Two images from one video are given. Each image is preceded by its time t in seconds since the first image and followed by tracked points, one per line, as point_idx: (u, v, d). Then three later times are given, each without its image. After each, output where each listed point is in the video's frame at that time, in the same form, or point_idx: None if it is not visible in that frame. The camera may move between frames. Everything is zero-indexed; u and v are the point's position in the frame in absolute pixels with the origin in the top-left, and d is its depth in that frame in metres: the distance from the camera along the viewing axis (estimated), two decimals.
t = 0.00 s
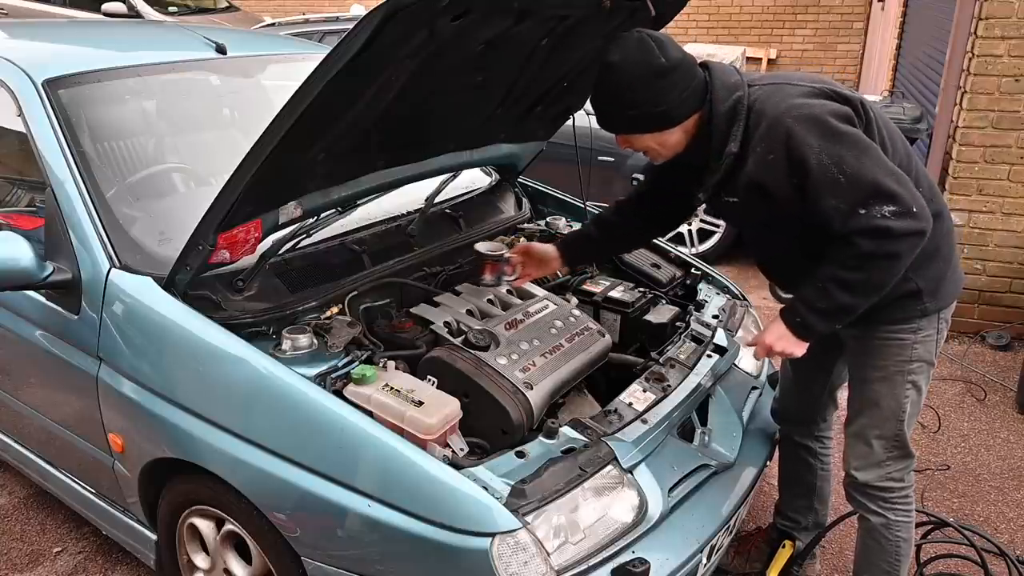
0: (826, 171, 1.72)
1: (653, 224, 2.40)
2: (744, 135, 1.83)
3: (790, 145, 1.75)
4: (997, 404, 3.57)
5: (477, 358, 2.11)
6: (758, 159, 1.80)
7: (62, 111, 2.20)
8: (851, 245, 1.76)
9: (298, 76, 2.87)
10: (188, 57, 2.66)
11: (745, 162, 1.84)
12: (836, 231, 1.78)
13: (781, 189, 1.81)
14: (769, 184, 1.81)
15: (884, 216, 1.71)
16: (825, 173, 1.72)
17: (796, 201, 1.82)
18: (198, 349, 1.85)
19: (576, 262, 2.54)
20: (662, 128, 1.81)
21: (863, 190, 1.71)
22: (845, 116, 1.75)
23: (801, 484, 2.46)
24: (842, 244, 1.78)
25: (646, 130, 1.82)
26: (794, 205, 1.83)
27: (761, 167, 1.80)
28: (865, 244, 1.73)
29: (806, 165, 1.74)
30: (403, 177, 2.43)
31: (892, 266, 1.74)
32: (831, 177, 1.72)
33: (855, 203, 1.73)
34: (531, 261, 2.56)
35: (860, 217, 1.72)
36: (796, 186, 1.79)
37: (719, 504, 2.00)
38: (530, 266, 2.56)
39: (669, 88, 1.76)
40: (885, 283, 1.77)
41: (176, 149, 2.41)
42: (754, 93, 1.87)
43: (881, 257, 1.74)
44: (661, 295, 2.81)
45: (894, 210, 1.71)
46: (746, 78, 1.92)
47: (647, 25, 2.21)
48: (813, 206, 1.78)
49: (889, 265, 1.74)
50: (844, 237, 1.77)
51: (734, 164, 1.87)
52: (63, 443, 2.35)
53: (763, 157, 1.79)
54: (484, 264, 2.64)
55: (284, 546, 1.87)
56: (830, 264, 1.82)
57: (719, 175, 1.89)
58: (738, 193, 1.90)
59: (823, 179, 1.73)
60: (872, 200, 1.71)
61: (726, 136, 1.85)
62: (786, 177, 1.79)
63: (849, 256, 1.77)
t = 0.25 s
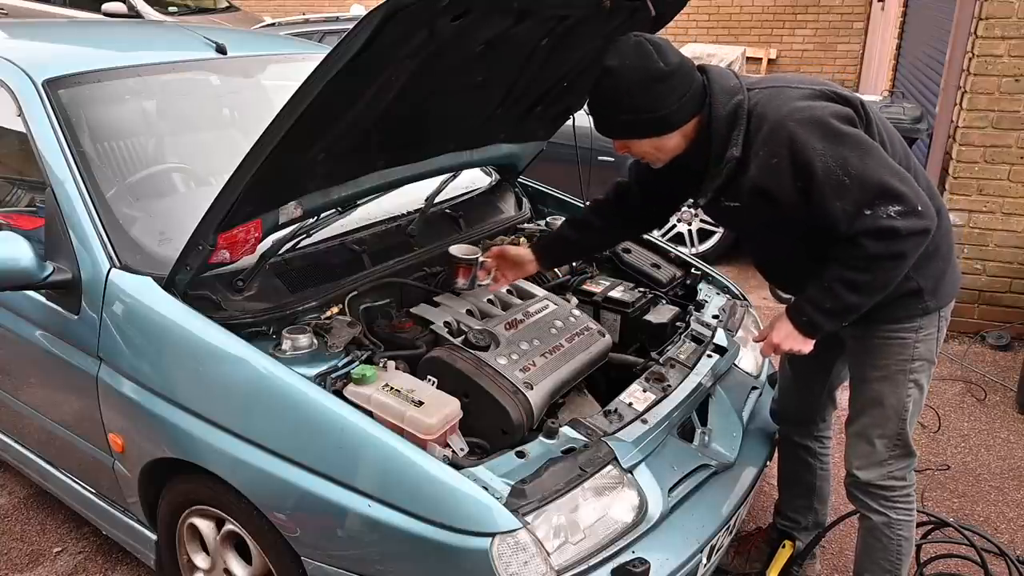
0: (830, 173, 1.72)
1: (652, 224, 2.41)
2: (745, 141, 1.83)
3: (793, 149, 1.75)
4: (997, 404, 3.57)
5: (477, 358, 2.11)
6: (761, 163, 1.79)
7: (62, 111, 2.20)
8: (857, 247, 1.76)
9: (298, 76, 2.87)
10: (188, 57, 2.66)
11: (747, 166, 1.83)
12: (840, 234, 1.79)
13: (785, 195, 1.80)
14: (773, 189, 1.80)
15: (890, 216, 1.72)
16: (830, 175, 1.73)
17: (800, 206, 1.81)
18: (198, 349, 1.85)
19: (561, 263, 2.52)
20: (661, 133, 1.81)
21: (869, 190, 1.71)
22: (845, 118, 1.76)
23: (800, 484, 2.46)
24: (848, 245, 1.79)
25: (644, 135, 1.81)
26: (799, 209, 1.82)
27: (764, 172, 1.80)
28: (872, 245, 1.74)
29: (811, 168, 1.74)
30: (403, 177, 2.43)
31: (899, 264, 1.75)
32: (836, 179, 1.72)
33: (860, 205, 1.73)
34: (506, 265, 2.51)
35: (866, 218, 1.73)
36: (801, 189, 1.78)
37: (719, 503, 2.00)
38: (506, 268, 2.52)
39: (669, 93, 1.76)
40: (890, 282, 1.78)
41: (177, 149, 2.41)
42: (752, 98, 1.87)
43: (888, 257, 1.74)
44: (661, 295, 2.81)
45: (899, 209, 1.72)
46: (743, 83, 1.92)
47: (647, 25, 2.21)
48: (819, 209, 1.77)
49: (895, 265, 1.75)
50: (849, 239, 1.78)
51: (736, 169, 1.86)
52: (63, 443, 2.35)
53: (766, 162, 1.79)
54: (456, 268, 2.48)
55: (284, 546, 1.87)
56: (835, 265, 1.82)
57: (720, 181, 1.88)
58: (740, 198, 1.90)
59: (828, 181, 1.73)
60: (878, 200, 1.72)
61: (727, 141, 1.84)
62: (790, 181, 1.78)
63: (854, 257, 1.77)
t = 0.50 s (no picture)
0: (834, 176, 1.73)
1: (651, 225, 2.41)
2: (748, 144, 1.82)
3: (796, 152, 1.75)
4: (997, 404, 3.57)
5: (477, 358, 2.11)
6: (765, 166, 1.80)
7: (62, 111, 2.20)
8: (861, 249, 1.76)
9: (298, 76, 2.87)
10: (188, 57, 2.66)
11: (750, 170, 1.83)
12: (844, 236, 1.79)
13: (789, 197, 1.81)
14: (777, 191, 1.81)
15: (894, 217, 1.72)
16: (834, 178, 1.73)
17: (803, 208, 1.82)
18: (198, 349, 1.85)
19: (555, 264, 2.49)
20: (660, 137, 1.79)
21: (872, 192, 1.72)
22: (847, 119, 1.77)
23: (800, 483, 2.46)
24: (852, 247, 1.79)
25: (644, 140, 1.79)
26: (803, 212, 1.82)
27: (768, 175, 1.80)
28: (876, 246, 1.74)
29: (814, 171, 1.74)
30: (402, 177, 2.42)
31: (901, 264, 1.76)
32: (840, 181, 1.73)
33: (864, 206, 1.73)
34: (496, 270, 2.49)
35: (870, 220, 1.74)
36: (805, 192, 1.79)
37: (719, 503, 2.00)
38: (494, 275, 2.50)
39: (669, 97, 1.74)
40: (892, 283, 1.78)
41: (177, 149, 2.41)
42: (754, 100, 1.87)
43: (891, 258, 1.75)
44: (661, 295, 2.81)
45: (902, 210, 1.72)
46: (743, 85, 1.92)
47: (647, 25, 2.21)
48: (822, 212, 1.77)
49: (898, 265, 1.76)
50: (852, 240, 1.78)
51: (738, 172, 1.85)
52: (63, 443, 2.35)
53: (769, 165, 1.79)
54: (444, 276, 2.42)
55: (284, 546, 1.87)
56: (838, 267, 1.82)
57: (721, 185, 1.87)
58: (743, 201, 1.89)
59: (832, 183, 1.73)
60: (881, 201, 1.72)
61: (727, 145, 1.83)
62: (794, 184, 1.79)
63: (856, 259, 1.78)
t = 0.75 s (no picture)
0: (837, 177, 1.73)
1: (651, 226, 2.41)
2: (750, 146, 1.82)
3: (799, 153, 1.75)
4: (997, 404, 3.57)
5: (477, 358, 2.11)
6: (767, 168, 1.80)
7: (62, 111, 2.20)
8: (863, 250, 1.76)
9: (298, 76, 2.87)
10: (188, 57, 2.66)
11: (752, 171, 1.83)
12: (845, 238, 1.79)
13: (792, 198, 1.81)
14: (779, 193, 1.81)
15: (896, 218, 1.73)
16: (837, 179, 1.73)
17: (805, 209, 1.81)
18: (198, 349, 1.85)
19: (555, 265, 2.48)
20: (662, 138, 1.78)
21: (875, 193, 1.72)
22: (849, 121, 1.77)
23: (800, 483, 2.46)
24: (854, 248, 1.79)
25: (645, 141, 1.78)
26: (804, 212, 1.82)
27: (770, 176, 1.80)
28: (877, 247, 1.74)
29: (818, 172, 1.74)
30: (402, 177, 2.42)
31: (903, 266, 1.76)
32: (843, 182, 1.72)
33: (867, 208, 1.73)
34: (493, 275, 2.46)
35: (872, 221, 1.74)
36: (807, 193, 1.79)
37: (719, 504, 2.00)
38: (490, 279, 2.48)
39: (670, 97, 1.74)
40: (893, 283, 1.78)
41: (176, 149, 2.41)
42: (756, 100, 1.87)
43: (893, 259, 1.75)
44: (661, 295, 2.81)
45: (905, 211, 1.73)
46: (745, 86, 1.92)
47: (647, 25, 2.22)
48: (825, 213, 1.77)
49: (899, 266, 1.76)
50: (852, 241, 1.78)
51: (740, 174, 1.85)
52: (63, 443, 2.35)
53: (772, 166, 1.79)
54: (440, 282, 2.38)
55: (284, 546, 1.87)
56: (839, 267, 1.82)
57: (724, 186, 1.88)
58: (745, 203, 1.89)
59: (835, 185, 1.73)
60: (884, 203, 1.72)
61: (729, 147, 1.83)
62: (796, 185, 1.78)
63: (858, 260, 1.78)
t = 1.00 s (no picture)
0: (838, 178, 1.72)
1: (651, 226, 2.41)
2: (751, 147, 1.82)
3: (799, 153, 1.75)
4: (997, 404, 3.57)
5: (477, 358, 2.11)
6: (768, 168, 1.80)
7: (62, 111, 2.20)
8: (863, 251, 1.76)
9: (298, 76, 2.87)
10: (188, 57, 2.66)
11: (753, 172, 1.83)
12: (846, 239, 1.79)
13: (792, 199, 1.81)
14: (780, 193, 1.81)
15: (897, 219, 1.73)
16: (838, 180, 1.73)
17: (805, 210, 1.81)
18: (198, 349, 1.85)
19: (555, 265, 2.48)
20: (662, 139, 1.78)
21: (876, 193, 1.72)
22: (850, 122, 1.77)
23: (800, 483, 2.46)
24: (854, 248, 1.78)
25: (646, 141, 1.78)
26: (804, 213, 1.82)
27: (771, 177, 1.80)
28: (877, 247, 1.74)
29: (818, 173, 1.74)
30: (403, 177, 2.42)
31: (903, 266, 1.76)
32: (844, 183, 1.72)
33: (867, 208, 1.73)
34: (491, 276, 2.47)
35: (873, 222, 1.74)
36: (808, 194, 1.79)
37: (719, 503, 2.00)
38: (490, 280, 2.48)
39: (671, 98, 1.73)
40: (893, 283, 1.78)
41: (176, 149, 2.41)
42: (756, 101, 1.87)
43: (893, 260, 1.75)
44: (662, 295, 2.81)
45: (905, 212, 1.73)
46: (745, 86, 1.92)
47: (647, 25, 2.22)
48: (826, 214, 1.77)
49: (899, 266, 1.76)
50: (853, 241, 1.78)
51: (741, 175, 1.85)
52: (63, 443, 2.35)
53: (773, 167, 1.79)
54: (439, 284, 2.38)
55: (284, 546, 1.87)
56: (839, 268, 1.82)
57: (724, 186, 1.87)
58: (746, 203, 1.89)
59: (836, 186, 1.73)
60: (884, 203, 1.72)
61: (730, 147, 1.83)
62: (797, 185, 1.78)
63: (858, 260, 1.77)
